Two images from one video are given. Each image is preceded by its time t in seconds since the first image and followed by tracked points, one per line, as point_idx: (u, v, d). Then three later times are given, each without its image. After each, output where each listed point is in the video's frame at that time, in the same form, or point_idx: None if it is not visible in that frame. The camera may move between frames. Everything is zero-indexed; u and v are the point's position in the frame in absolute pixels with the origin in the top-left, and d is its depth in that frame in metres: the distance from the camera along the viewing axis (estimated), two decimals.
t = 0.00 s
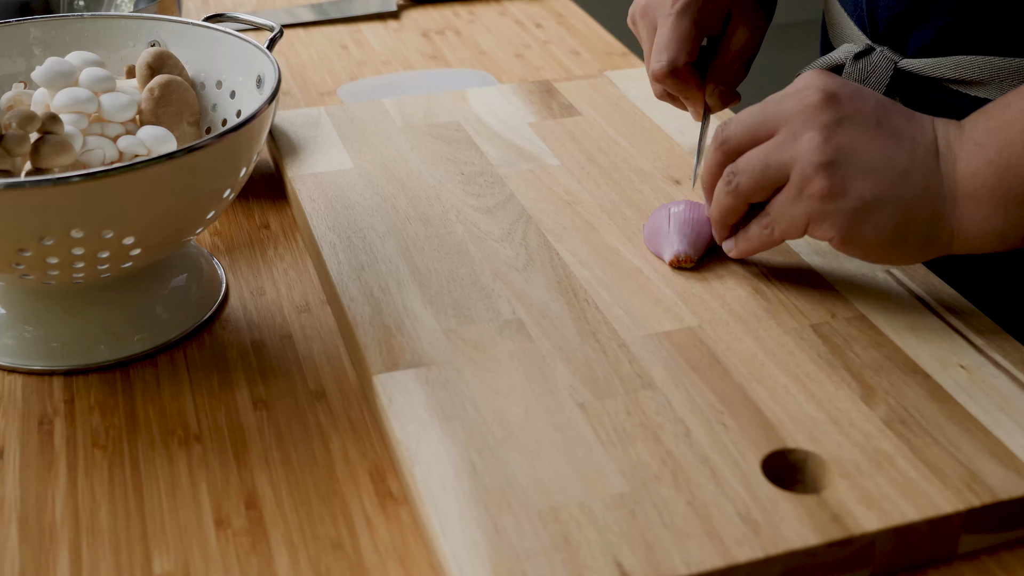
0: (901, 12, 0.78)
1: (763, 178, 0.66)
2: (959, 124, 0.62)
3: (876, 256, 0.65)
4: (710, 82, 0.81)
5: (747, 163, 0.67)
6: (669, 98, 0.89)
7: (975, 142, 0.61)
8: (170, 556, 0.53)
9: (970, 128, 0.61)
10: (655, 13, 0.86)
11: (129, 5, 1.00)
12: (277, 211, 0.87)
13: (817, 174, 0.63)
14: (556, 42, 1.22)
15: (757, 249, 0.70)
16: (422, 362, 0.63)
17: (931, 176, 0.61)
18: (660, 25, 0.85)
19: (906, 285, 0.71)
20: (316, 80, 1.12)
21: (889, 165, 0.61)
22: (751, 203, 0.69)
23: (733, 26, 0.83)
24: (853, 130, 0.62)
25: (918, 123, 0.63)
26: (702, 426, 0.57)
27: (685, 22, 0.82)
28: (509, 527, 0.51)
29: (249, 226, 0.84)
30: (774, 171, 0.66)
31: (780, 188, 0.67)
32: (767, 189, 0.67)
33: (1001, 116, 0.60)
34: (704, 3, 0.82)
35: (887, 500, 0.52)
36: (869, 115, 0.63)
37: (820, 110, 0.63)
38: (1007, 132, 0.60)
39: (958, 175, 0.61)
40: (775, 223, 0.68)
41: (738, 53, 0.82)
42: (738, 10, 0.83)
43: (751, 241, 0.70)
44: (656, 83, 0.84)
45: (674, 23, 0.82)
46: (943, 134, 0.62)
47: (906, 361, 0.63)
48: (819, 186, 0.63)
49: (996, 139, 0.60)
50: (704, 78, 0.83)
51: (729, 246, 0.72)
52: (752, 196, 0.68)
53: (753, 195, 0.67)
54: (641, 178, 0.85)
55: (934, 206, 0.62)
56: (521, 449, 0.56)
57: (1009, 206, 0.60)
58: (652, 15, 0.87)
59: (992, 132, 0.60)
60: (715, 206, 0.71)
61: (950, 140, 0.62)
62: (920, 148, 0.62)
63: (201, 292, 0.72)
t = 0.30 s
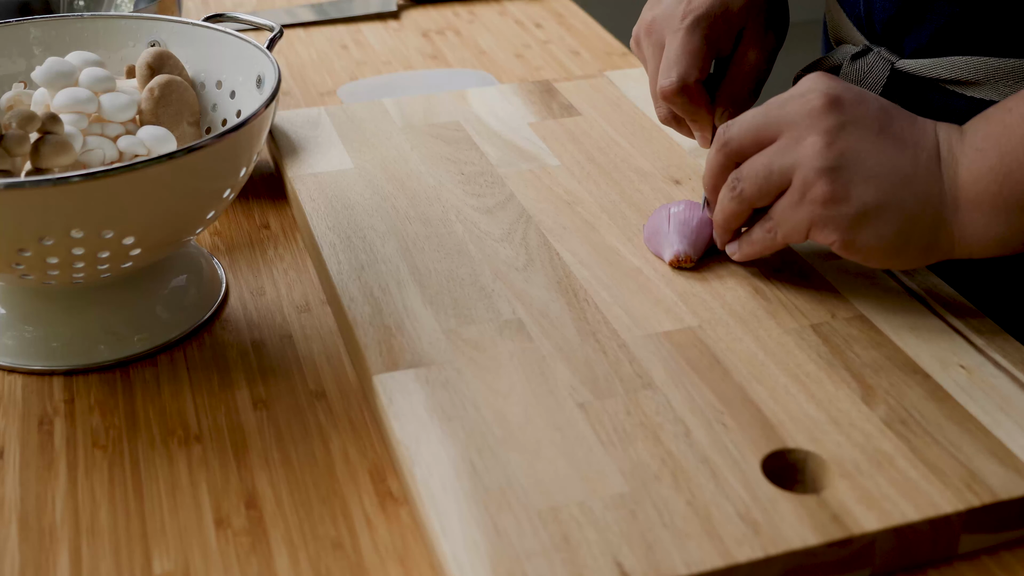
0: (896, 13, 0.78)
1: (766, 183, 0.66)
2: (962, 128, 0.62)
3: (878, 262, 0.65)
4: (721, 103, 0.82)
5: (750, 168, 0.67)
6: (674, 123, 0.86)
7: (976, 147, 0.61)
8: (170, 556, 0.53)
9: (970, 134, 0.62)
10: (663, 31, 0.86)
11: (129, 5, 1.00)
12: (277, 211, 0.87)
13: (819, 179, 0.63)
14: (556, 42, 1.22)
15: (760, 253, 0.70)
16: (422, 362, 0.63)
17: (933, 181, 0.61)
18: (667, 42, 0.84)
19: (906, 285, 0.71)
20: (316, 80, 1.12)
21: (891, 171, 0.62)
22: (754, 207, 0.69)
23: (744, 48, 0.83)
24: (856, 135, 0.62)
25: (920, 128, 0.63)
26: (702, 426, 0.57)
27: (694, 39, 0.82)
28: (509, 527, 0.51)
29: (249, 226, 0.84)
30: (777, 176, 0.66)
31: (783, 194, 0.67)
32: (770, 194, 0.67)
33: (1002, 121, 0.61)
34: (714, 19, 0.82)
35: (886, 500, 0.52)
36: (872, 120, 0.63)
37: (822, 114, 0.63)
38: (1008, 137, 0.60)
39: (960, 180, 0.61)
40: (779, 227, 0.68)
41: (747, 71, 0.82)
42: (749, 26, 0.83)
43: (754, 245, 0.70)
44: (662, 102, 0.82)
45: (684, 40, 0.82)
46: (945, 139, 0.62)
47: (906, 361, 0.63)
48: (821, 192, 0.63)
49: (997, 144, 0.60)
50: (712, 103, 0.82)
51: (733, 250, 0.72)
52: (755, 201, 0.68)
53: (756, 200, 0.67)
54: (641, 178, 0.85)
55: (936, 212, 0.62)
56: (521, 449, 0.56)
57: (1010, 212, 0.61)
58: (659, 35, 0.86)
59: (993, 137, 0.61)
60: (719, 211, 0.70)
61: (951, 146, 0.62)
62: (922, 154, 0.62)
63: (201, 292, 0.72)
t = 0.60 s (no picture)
0: (895, 13, 0.78)
1: (769, 186, 0.66)
2: (964, 131, 0.63)
3: (880, 264, 0.65)
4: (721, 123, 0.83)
5: (753, 171, 0.67)
6: (674, 141, 0.85)
7: (978, 149, 0.61)
8: (170, 556, 0.53)
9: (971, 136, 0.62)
10: (662, 55, 0.85)
11: (129, 5, 1.00)
12: (277, 211, 0.87)
13: (822, 182, 0.63)
14: (556, 42, 1.22)
15: (763, 255, 0.70)
16: (422, 362, 0.63)
17: (935, 183, 0.61)
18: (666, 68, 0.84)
19: (906, 285, 0.71)
20: (316, 80, 1.12)
21: (893, 173, 0.62)
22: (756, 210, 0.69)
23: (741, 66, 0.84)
24: (859, 137, 0.62)
25: (922, 130, 0.63)
26: (702, 426, 0.57)
27: (694, 67, 0.82)
28: (509, 527, 0.51)
29: (249, 226, 0.84)
30: (780, 178, 0.65)
31: (785, 196, 0.67)
32: (772, 197, 0.67)
33: (1003, 122, 0.61)
34: (711, 45, 0.83)
35: (887, 500, 0.52)
36: (874, 122, 0.63)
37: (824, 117, 0.63)
38: (1010, 139, 0.60)
39: (962, 181, 0.61)
40: (781, 229, 0.68)
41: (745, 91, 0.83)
42: (744, 49, 0.84)
43: (756, 247, 0.70)
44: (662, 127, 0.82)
45: (684, 65, 0.82)
46: (948, 141, 0.62)
47: (906, 361, 0.63)
48: (823, 194, 0.63)
49: (998, 146, 0.60)
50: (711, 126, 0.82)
51: (734, 252, 0.72)
52: (758, 203, 0.67)
53: (759, 202, 0.67)
54: (641, 178, 0.85)
55: (939, 213, 0.62)
56: (520, 449, 0.56)
57: (1012, 213, 0.61)
58: (658, 57, 0.85)
59: (995, 139, 0.61)
60: (721, 213, 0.70)
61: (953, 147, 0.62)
62: (924, 156, 0.62)
63: (201, 292, 0.72)
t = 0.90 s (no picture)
0: (895, 13, 0.78)
1: (774, 191, 0.66)
2: (969, 135, 0.62)
3: (886, 269, 0.65)
4: (711, 90, 0.81)
5: (758, 176, 0.67)
6: (668, 110, 0.87)
7: (985, 157, 0.61)
8: (170, 556, 0.53)
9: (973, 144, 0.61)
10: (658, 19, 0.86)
11: (129, 5, 1.00)
12: (277, 211, 0.87)
13: (827, 188, 0.63)
14: (556, 42, 1.22)
15: (768, 259, 0.70)
16: (422, 362, 0.63)
17: (940, 189, 0.62)
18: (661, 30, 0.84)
19: (906, 285, 0.71)
20: (316, 80, 1.12)
21: (899, 180, 0.62)
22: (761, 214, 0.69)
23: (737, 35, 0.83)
24: (864, 143, 0.62)
25: (926, 136, 0.63)
26: (701, 426, 0.57)
27: (688, 28, 0.82)
28: (509, 527, 0.51)
29: (249, 226, 0.84)
30: (785, 184, 0.65)
31: (790, 201, 0.67)
32: (778, 202, 0.67)
33: (1009, 127, 0.61)
34: (708, 8, 0.82)
35: (887, 500, 0.52)
36: (878, 128, 0.63)
37: (829, 122, 0.63)
38: (1015, 144, 0.60)
39: (967, 189, 0.61)
40: (786, 234, 0.68)
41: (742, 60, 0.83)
42: (743, 16, 0.83)
43: (760, 251, 0.70)
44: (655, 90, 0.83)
45: (677, 28, 0.82)
46: (952, 146, 0.62)
47: (906, 361, 0.63)
48: (829, 200, 0.63)
49: (1004, 151, 0.60)
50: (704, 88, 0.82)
51: (737, 255, 0.72)
52: (763, 208, 0.67)
53: (764, 208, 0.67)
54: (641, 178, 0.84)
55: (945, 219, 0.62)
56: (520, 449, 0.56)
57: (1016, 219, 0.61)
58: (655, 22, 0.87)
59: (1000, 147, 0.61)
60: (725, 217, 0.70)
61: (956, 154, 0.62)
62: (930, 162, 0.62)
63: (201, 292, 0.72)
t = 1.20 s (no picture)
0: (898, 14, 0.78)
1: (772, 190, 0.66)
2: (967, 133, 0.62)
3: (885, 267, 0.65)
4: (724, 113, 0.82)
5: (756, 174, 0.67)
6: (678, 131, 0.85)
7: (986, 154, 0.61)
8: (170, 556, 0.53)
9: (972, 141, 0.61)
10: (669, 40, 0.85)
11: (129, 5, 1.00)
12: (277, 211, 0.87)
13: (825, 186, 0.63)
14: (557, 42, 1.22)
15: (768, 258, 0.70)
16: (422, 362, 0.63)
17: (940, 186, 0.62)
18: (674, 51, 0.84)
19: (906, 285, 0.71)
20: (315, 80, 1.12)
21: (897, 177, 0.62)
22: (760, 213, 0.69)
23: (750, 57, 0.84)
24: (862, 141, 0.62)
25: (927, 134, 0.63)
26: (701, 426, 0.57)
27: (701, 50, 0.82)
28: (509, 527, 0.51)
29: (249, 226, 0.84)
30: (783, 182, 0.65)
31: (789, 199, 0.67)
32: (776, 201, 0.67)
33: (1009, 125, 0.61)
34: (720, 30, 0.82)
35: (887, 500, 0.52)
36: (878, 125, 0.63)
37: (828, 120, 0.63)
38: (1015, 142, 0.60)
39: (967, 187, 0.61)
40: (786, 233, 0.68)
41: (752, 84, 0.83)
42: (756, 36, 0.84)
43: (760, 250, 0.70)
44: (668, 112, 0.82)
45: (691, 49, 0.82)
46: (951, 144, 0.62)
47: (906, 361, 0.63)
48: (828, 198, 0.63)
49: (1003, 148, 0.60)
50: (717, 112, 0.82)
51: (736, 255, 0.72)
52: (762, 207, 0.68)
53: (763, 206, 0.67)
54: (641, 179, 0.85)
55: (944, 217, 0.62)
56: (521, 449, 0.56)
57: (1016, 218, 0.61)
58: (665, 43, 0.86)
59: (1000, 144, 0.60)
60: (725, 217, 0.70)
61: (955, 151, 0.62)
62: (929, 159, 0.62)
63: (201, 293, 0.72)
